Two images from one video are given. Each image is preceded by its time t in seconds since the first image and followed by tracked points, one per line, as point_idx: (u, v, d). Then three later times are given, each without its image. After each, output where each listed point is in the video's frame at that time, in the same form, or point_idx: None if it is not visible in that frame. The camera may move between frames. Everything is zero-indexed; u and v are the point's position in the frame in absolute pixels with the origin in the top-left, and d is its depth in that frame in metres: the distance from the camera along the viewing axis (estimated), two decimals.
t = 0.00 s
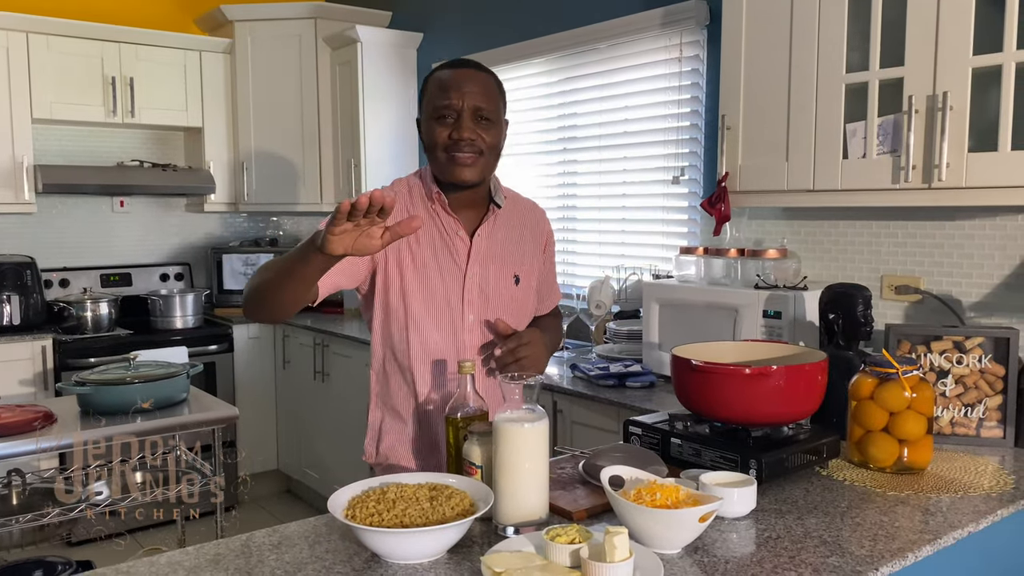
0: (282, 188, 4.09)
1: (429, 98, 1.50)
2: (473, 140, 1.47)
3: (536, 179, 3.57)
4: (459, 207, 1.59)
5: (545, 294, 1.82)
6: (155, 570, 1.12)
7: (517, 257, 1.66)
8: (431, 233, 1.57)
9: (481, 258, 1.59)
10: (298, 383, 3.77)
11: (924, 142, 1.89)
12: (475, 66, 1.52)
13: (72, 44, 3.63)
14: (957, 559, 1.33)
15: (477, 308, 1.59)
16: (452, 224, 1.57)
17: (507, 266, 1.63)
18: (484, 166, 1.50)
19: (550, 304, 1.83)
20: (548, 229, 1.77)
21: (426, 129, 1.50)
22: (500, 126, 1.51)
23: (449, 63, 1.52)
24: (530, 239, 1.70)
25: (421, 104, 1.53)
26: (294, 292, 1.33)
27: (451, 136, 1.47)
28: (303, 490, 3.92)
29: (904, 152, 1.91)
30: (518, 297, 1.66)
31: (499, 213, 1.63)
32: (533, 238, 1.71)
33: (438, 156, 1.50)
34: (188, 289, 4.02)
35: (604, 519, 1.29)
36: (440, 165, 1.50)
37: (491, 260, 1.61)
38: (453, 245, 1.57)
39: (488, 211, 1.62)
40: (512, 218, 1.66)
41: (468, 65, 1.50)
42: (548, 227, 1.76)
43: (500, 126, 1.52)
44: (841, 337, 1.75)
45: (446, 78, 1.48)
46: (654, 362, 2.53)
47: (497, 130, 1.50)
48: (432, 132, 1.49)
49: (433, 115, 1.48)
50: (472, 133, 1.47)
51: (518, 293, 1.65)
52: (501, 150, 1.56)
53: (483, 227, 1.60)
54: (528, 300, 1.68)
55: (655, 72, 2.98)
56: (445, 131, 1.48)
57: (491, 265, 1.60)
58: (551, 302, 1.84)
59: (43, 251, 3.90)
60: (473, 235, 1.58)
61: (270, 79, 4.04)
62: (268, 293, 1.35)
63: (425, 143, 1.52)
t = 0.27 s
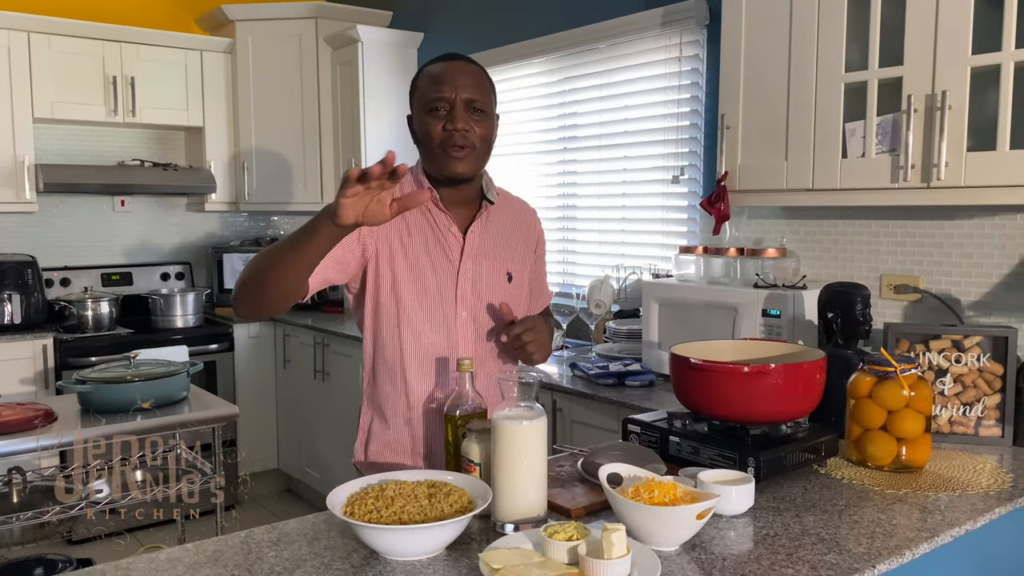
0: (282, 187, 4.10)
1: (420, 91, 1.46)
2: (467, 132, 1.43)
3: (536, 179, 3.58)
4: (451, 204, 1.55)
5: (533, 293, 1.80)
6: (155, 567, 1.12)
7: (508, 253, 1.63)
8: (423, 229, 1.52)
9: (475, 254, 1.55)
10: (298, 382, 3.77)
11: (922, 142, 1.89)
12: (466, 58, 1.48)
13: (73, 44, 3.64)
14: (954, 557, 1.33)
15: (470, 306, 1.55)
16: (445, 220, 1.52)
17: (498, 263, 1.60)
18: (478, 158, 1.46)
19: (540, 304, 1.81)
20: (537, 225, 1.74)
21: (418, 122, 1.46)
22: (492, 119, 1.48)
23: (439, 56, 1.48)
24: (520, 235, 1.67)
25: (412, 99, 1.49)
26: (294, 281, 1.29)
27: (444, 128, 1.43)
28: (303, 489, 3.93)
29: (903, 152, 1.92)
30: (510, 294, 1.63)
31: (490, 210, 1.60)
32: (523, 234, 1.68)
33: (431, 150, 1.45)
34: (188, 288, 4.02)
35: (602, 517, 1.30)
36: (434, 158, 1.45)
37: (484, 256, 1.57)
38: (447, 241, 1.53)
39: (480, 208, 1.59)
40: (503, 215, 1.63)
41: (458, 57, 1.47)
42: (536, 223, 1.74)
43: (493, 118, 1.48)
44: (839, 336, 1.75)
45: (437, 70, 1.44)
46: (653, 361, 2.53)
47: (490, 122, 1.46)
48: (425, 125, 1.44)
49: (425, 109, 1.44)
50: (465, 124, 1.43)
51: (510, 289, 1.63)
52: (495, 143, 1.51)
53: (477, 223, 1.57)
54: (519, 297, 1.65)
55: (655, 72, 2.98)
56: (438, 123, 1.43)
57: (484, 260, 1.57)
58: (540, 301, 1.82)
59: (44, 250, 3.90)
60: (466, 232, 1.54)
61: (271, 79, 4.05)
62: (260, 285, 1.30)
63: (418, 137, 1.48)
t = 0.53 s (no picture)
0: (284, 187, 4.11)
1: (409, 97, 1.41)
2: (455, 144, 1.39)
3: (537, 179, 3.58)
4: (441, 207, 1.53)
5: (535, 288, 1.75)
6: (155, 565, 1.13)
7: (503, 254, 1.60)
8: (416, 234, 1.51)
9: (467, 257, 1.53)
10: (300, 382, 3.78)
11: (923, 142, 1.89)
12: (456, 60, 1.42)
13: (75, 43, 3.65)
14: (954, 556, 1.33)
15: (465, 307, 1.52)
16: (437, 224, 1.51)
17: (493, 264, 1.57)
18: (468, 169, 1.43)
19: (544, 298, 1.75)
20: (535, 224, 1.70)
21: (406, 131, 1.42)
22: (484, 128, 1.43)
23: (429, 59, 1.42)
24: (518, 235, 1.64)
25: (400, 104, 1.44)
26: (322, 297, 1.30)
27: (432, 142, 1.39)
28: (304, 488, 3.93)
29: (903, 151, 1.92)
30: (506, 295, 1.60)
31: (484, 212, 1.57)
32: (520, 234, 1.65)
33: (420, 162, 1.42)
34: (190, 288, 4.03)
35: (602, 516, 1.30)
36: (422, 168, 1.42)
37: (478, 259, 1.55)
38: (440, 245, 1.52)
39: (473, 210, 1.56)
40: (497, 215, 1.59)
41: (449, 62, 1.41)
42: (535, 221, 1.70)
43: (484, 127, 1.43)
44: (840, 335, 1.75)
45: (426, 77, 1.39)
46: (654, 361, 2.53)
47: (480, 133, 1.42)
48: (413, 136, 1.40)
49: (414, 118, 1.40)
50: (453, 138, 1.38)
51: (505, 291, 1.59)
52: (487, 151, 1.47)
53: (468, 226, 1.55)
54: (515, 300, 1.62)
55: (656, 72, 2.98)
56: (427, 134, 1.39)
57: (477, 261, 1.55)
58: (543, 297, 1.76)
59: (46, 250, 3.91)
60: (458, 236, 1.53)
61: (272, 79, 4.06)
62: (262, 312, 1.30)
63: (406, 145, 1.44)
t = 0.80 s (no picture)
0: (286, 187, 4.11)
1: (404, 94, 1.42)
2: (451, 139, 1.39)
3: (538, 178, 3.58)
4: (438, 208, 1.52)
5: (532, 287, 1.74)
6: (156, 563, 1.13)
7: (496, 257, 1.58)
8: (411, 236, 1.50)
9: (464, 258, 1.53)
10: (302, 381, 3.78)
11: (924, 141, 1.89)
12: (451, 59, 1.44)
13: (77, 43, 3.65)
14: (953, 555, 1.33)
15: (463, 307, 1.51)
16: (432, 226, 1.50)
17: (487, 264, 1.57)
18: (464, 166, 1.42)
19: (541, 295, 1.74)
20: (532, 224, 1.70)
21: (403, 127, 1.42)
22: (479, 123, 1.43)
23: (423, 58, 1.43)
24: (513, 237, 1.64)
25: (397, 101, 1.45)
26: (315, 316, 1.29)
27: (429, 136, 1.39)
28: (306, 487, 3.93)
29: (904, 151, 1.92)
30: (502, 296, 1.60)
31: (481, 214, 1.57)
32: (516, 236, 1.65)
33: (416, 158, 1.42)
34: (192, 287, 4.04)
35: (602, 514, 1.30)
36: (418, 165, 1.42)
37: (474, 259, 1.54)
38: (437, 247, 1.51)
39: (470, 212, 1.57)
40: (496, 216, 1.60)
41: (444, 59, 1.42)
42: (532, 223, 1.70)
43: (480, 122, 1.43)
44: (840, 335, 1.75)
45: (420, 74, 1.40)
46: (655, 360, 2.53)
47: (477, 128, 1.42)
48: (409, 132, 1.41)
49: (410, 114, 1.40)
50: (450, 131, 1.39)
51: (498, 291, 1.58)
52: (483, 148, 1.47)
53: (469, 231, 1.55)
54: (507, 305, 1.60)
55: (657, 71, 2.98)
56: (423, 130, 1.40)
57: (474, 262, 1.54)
58: (539, 297, 1.75)
59: (49, 249, 3.92)
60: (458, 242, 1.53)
61: (274, 78, 4.06)
62: (253, 323, 1.31)
63: (403, 142, 1.44)
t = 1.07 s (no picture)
0: (288, 186, 4.12)
1: (400, 88, 1.42)
2: (449, 128, 1.39)
3: (540, 178, 3.58)
4: (436, 207, 1.52)
5: (534, 287, 1.74)
6: (157, 561, 1.13)
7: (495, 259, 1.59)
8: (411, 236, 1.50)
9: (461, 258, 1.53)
10: (304, 380, 3.79)
11: (925, 140, 1.89)
12: (447, 53, 1.45)
13: (80, 43, 3.66)
14: (953, 555, 1.33)
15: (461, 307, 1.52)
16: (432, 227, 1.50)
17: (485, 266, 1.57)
18: (462, 156, 1.42)
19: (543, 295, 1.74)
20: (533, 223, 1.70)
21: (399, 120, 1.42)
22: (476, 115, 1.44)
23: (420, 53, 1.44)
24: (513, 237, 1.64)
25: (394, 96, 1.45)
26: (313, 317, 1.30)
27: (427, 126, 1.39)
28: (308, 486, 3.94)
29: (906, 151, 1.91)
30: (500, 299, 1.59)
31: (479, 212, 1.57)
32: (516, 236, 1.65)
33: (413, 149, 1.42)
34: (194, 286, 4.05)
35: (602, 513, 1.31)
36: (415, 157, 1.42)
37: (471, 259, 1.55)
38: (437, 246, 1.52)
39: (468, 210, 1.57)
40: (495, 215, 1.60)
41: (439, 52, 1.43)
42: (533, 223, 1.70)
43: (476, 113, 1.44)
44: (841, 334, 1.76)
45: (417, 67, 1.41)
46: (656, 359, 2.53)
47: (474, 120, 1.42)
48: (405, 123, 1.40)
49: (406, 106, 1.40)
50: (447, 121, 1.39)
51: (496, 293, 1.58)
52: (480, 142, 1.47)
53: (467, 229, 1.55)
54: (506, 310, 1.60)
55: (658, 71, 2.98)
56: (420, 121, 1.40)
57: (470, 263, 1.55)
58: (542, 296, 1.75)
59: (51, 248, 3.93)
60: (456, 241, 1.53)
61: (276, 77, 4.06)
62: (252, 324, 1.32)
63: (400, 134, 1.44)
